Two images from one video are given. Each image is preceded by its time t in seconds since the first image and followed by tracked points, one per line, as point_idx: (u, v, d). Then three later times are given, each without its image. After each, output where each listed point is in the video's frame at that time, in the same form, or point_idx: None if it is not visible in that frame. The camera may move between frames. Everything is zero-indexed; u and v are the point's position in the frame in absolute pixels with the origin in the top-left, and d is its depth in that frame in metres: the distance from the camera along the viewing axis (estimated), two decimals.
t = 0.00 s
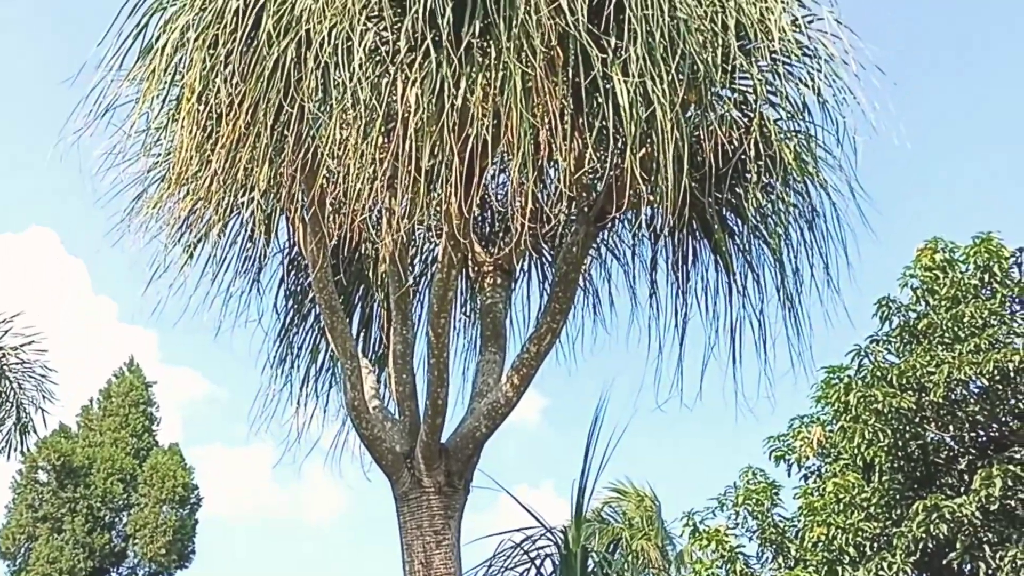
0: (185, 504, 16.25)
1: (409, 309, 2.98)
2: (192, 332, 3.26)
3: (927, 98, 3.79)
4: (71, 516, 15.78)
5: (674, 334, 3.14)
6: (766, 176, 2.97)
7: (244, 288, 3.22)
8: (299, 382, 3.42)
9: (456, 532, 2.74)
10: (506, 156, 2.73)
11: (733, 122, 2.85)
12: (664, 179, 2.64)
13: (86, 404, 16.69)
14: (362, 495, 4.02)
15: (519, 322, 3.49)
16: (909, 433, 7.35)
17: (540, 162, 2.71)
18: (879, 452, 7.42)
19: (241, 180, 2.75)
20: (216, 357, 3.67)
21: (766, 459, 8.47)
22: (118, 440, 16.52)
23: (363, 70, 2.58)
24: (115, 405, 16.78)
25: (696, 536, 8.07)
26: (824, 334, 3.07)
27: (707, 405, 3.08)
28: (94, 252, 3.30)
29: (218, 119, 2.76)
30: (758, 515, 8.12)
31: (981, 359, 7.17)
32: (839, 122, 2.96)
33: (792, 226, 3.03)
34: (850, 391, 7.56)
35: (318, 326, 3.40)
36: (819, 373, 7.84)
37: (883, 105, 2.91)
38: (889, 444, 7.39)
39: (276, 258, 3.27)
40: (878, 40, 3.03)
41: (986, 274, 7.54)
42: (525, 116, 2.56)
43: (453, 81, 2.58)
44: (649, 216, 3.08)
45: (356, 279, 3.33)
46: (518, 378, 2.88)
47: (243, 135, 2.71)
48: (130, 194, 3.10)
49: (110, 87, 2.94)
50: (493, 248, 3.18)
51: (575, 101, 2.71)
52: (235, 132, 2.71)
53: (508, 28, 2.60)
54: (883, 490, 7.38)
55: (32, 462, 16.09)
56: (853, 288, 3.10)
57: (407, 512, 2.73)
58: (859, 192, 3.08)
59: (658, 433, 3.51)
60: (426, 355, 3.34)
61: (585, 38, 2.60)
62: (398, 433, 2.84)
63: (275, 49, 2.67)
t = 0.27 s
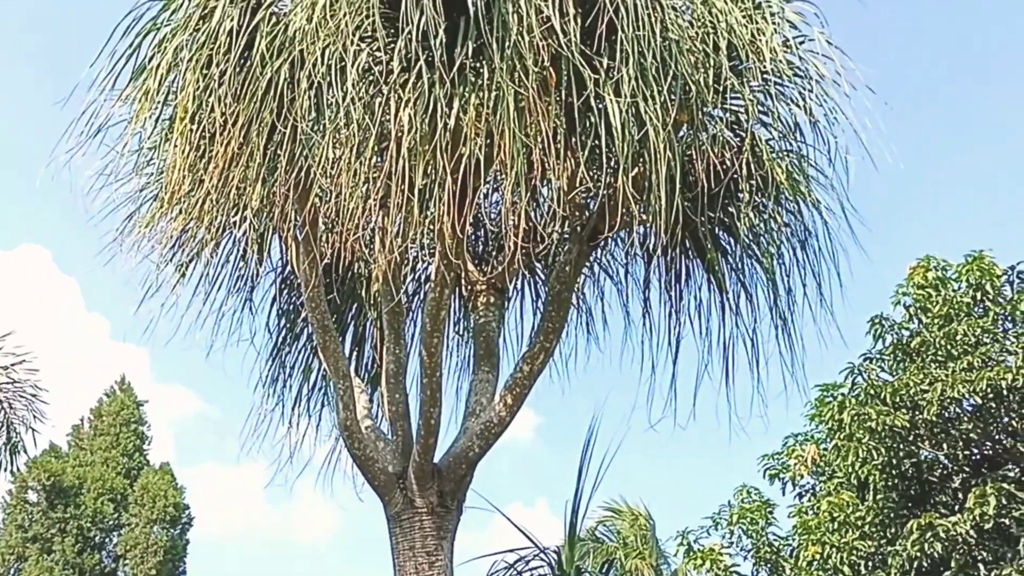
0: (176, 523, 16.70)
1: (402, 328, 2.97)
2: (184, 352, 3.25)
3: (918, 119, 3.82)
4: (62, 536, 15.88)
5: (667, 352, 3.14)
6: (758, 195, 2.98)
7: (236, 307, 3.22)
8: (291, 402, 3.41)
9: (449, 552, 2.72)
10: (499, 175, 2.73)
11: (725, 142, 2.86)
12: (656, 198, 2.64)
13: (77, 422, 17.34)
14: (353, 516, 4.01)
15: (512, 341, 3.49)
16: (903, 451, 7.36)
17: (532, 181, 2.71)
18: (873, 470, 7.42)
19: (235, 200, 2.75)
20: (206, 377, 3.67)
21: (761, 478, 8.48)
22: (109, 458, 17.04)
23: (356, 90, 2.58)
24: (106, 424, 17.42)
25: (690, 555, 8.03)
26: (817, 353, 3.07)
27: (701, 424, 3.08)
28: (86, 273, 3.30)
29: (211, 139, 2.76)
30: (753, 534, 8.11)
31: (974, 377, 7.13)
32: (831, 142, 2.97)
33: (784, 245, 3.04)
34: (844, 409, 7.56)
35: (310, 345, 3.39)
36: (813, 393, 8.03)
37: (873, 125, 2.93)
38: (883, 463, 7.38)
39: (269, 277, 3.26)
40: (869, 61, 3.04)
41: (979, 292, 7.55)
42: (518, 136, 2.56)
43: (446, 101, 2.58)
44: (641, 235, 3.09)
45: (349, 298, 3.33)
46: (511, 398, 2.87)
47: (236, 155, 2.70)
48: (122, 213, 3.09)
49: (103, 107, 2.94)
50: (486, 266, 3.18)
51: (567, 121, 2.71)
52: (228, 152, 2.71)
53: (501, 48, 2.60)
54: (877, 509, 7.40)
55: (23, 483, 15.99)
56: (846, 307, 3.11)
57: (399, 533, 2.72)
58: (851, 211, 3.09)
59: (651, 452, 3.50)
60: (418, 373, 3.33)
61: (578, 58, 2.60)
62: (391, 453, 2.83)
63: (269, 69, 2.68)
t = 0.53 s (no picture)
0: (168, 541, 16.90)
1: (396, 345, 2.96)
2: (177, 369, 3.24)
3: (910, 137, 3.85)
4: (54, 553, 16.23)
5: (661, 369, 3.14)
6: (752, 212, 2.98)
7: (230, 324, 3.21)
8: (285, 419, 3.41)
9: (443, 571, 2.72)
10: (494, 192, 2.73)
11: (719, 159, 2.87)
12: (650, 216, 2.65)
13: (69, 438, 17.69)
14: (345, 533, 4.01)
15: (507, 357, 3.48)
16: (897, 466, 7.34)
17: (527, 197, 2.71)
18: (867, 486, 7.40)
19: (229, 217, 2.75)
20: (199, 393, 3.66)
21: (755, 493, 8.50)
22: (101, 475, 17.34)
23: (351, 107, 2.59)
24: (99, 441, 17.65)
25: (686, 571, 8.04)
26: (811, 370, 3.07)
27: (695, 441, 3.08)
28: (80, 289, 3.29)
29: (206, 155, 2.76)
30: (748, 550, 8.09)
31: (968, 393, 7.15)
32: (824, 159, 2.99)
33: (778, 262, 3.05)
34: (838, 425, 7.56)
35: (304, 362, 3.39)
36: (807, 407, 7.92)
37: (865, 143, 2.96)
38: (877, 478, 7.36)
39: (264, 294, 3.26)
40: (861, 79, 3.06)
41: (972, 308, 7.57)
42: (512, 153, 2.57)
43: (440, 119, 2.59)
44: (635, 251, 3.09)
45: (343, 314, 3.32)
46: (506, 414, 2.87)
47: (231, 172, 2.70)
48: (116, 230, 3.08)
49: (98, 124, 2.94)
50: (481, 282, 3.17)
51: (562, 138, 2.72)
52: (223, 169, 2.71)
53: (495, 67, 2.61)
54: (872, 525, 7.35)
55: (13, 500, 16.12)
56: (840, 324, 3.12)
57: (393, 551, 2.71)
58: (844, 228, 3.10)
59: (645, 469, 3.50)
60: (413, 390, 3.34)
61: (571, 76, 2.61)
62: (385, 470, 2.82)
63: (264, 86, 2.69)
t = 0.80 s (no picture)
0: (161, 557, 17.17)
1: (392, 360, 2.95)
2: (172, 385, 3.23)
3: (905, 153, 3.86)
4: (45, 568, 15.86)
5: (658, 385, 3.14)
6: (749, 227, 2.99)
7: (226, 339, 3.20)
8: (280, 434, 3.39)
9: None
10: (490, 207, 2.73)
11: (715, 176, 2.87)
12: (646, 231, 2.65)
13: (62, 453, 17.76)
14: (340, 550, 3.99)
15: (503, 372, 3.48)
16: (893, 481, 7.33)
17: (523, 213, 2.70)
18: (864, 501, 7.40)
19: (225, 233, 2.74)
20: (193, 410, 3.65)
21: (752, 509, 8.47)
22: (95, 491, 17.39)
23: (347, 123, 2.60)
24: (92, 456, 17.78)
25: None
26: (808, 386, 3.08)
27: (692, 458, 3.08)
28: (75, 305, 3.28)
29: (202, 171, 2.75)
30: (745, 565, 8.06)
31: (963, 408, 7.12)
32: (819, 176, 2.99)
33: (774, 278, 3.05)
34: (834, 440, 7.54)
35: (300, 377, 3.38)
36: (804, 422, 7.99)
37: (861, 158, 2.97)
38: (874, 493, 7.36)
39: (259, 309, 3.25)
40: (857, 95, 3.07)
41: (966, 322, 7.58)
42: (508, 169, 2.57)
43: (436, 136, 2.59)
44: (632, 267, 3.09)
45: (338, 329, 3.32)
46: (502, 431, 2.86)
47: (226, 189, 2.70)
48: (111, 245, 3.08)
49: (95, 140, 2.94)
50: (477, 297, 3.16)
51: (557, 154, 2.71)
52: (219, 184, 2.71)
53: (491, 84, 2.62)
54: (868, 540, 7.37)
55: (6, 515, 15.85)
56: (836, 340, 3.12)
57: (388, 569, 2.70)
58: (839, 243, 3.10)
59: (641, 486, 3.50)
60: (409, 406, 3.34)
61: (567, 93, 2.62)
62: (380, 487, 2.81)
63: (261, 102, 2.69)
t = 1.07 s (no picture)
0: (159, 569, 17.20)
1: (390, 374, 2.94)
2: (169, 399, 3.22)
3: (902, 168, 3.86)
4: None
5: (656, 399, 3.14)
6: (746, 242, 3.00)
7: (223, 353, 3.19)
8: (277, 449, 3.39)
9: None
10: (488, 222, 2.73)
11: (712, 190, 2.87)
12: (644, 246, 2.65)
13: (58, 467, 17.82)
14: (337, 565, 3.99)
15: (501, 386, 3.47)
16: (892, 495, 7.34)
17: (521, 227, 2.70)
18: (862, 515, 7.38)
19: (223, 248, 2.74)
20: (190, 424, 3.64)
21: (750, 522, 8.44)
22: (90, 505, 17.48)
23: (346, 138, 2.61)
24: (88, 470, 17.86)
25: None
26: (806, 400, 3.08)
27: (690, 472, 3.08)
28: (73, 320, 3.27)
29: (201, 186, 2.76)
30: None
31: (961, 421, 7.14)
32: (816, 190, 3.01)
33: (771, 292, 3.06)
34: (831, 454, 7.53)
35: (297, 392, 3.37)
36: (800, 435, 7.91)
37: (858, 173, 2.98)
38: (872, 507, 7.35)
39: (257, 323, 3.25)
40: (853, 110, 3.08)
41: (964, 336, 7.57)
42: (506, 183, 2.57)
43: (435, 151, 2.60)
44: (629, 281, 3.10)
45: (336, 343, 3.32)
46: (500, 445, 2.85)
47: (225, 203, 2.71)
48: (110, 259, 3.06)
49: (94, 154, 2.94)
50: (475, 311, 3.16)
51: (555, 169, 2.72)
52: (218, 199, 2.71)
53: (489, 100, 2.63)
54: (866, 554, 7.31)
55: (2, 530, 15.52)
56: (834, 354, 3.12)
57: None
58: (837, 257, 3.11)
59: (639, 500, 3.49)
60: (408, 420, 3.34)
61: (565, 109, 2.62)
62: (378, 501, 2.80)
63: (260, 117, 2.70)
